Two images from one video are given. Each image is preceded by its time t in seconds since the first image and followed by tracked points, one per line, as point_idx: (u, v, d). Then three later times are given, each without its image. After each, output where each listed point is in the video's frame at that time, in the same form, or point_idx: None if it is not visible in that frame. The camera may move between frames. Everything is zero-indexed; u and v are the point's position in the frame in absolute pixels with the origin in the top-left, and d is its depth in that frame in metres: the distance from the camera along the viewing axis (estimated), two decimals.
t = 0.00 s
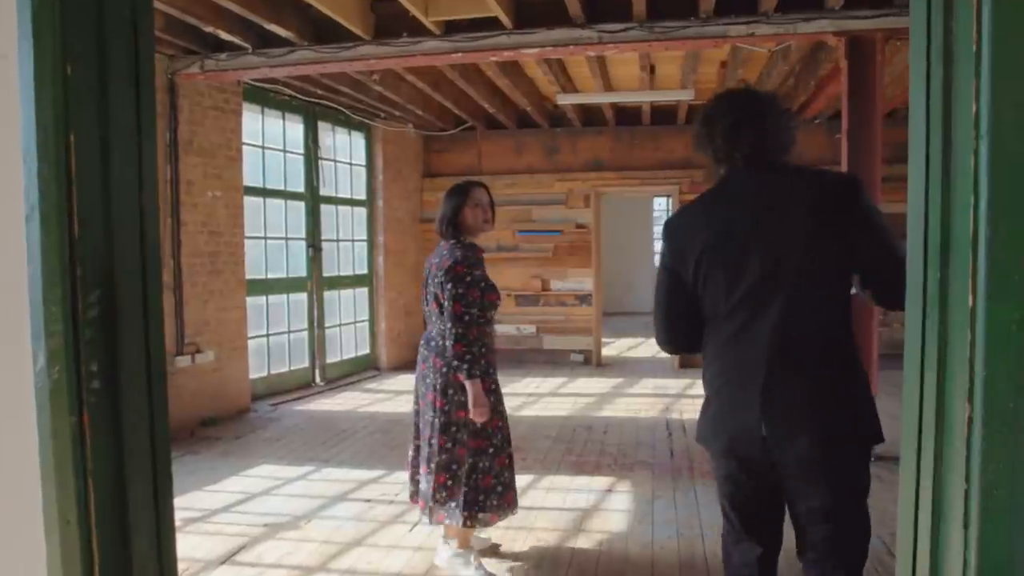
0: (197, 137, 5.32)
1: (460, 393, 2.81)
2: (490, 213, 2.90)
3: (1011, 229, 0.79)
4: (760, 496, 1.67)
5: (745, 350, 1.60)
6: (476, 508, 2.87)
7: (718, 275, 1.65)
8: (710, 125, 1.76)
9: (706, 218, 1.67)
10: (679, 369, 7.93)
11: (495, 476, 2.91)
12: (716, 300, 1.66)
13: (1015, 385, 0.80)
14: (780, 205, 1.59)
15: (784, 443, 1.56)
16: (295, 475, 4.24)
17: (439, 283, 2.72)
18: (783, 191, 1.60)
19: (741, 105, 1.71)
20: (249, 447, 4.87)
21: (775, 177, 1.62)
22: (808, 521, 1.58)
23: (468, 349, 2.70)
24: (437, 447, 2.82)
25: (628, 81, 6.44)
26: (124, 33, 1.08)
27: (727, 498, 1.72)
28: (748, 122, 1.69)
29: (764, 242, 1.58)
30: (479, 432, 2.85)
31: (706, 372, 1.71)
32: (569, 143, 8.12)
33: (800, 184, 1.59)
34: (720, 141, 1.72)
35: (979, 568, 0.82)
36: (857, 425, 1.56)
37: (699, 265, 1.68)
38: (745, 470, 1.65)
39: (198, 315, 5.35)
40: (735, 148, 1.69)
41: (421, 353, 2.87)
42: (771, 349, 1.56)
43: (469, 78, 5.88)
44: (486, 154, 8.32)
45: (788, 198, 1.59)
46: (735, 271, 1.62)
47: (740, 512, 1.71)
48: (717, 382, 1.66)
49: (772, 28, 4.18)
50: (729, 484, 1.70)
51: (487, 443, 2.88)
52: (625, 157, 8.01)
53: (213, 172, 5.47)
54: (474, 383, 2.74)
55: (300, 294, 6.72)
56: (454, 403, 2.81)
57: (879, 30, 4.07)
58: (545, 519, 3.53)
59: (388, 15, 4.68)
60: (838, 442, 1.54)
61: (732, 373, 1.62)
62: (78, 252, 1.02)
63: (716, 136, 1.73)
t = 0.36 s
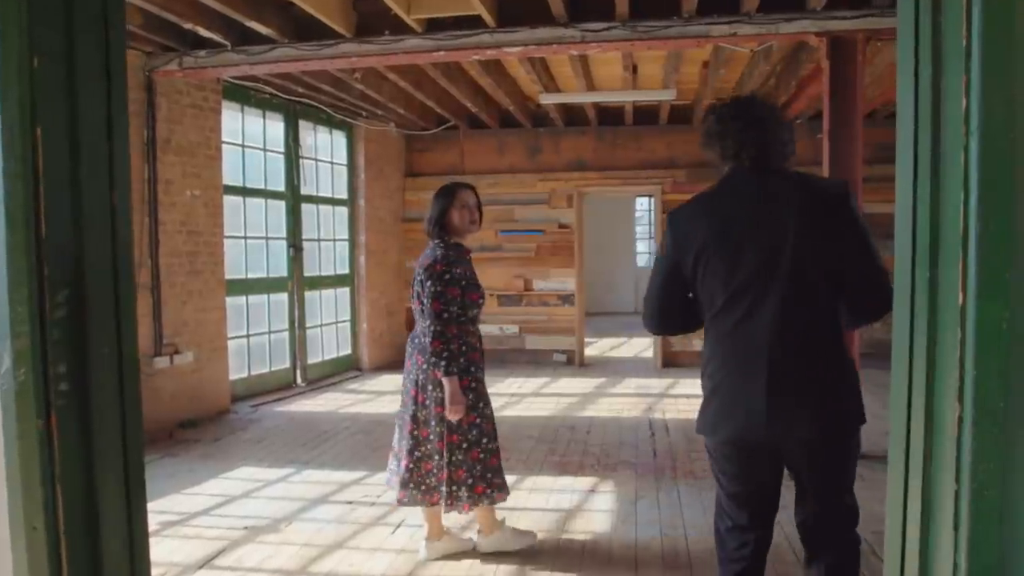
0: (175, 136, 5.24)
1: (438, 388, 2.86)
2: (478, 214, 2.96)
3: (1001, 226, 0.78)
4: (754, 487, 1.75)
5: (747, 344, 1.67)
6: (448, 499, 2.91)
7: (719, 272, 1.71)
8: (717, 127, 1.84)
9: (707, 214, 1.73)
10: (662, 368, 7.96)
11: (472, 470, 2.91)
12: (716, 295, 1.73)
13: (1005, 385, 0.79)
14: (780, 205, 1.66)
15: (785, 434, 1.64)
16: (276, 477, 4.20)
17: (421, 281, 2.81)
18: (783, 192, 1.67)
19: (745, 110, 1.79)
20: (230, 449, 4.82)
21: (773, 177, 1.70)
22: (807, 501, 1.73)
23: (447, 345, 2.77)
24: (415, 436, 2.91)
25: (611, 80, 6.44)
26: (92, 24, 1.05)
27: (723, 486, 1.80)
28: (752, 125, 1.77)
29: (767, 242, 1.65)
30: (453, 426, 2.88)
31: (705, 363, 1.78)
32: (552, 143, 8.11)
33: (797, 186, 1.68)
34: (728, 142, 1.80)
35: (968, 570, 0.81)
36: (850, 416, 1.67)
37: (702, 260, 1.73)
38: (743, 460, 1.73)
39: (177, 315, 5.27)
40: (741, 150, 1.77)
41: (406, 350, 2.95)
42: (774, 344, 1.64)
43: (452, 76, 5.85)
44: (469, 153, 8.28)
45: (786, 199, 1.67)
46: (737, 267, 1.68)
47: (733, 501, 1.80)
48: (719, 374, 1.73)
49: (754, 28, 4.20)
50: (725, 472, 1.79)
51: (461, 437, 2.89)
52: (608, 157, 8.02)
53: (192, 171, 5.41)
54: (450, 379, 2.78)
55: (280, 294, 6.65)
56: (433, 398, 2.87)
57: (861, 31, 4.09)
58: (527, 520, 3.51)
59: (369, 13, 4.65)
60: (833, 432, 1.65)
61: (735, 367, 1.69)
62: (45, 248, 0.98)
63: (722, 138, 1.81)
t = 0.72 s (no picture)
0: (156, 133, 5.16)
1: (445, 391, 2.82)
2: (478, 217, 2.93)
3: (1002, 222, 0.76)
4: (778, 476, 1.96)
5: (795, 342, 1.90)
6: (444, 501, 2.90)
7: (771, 276, 1.92)
8: (766, 132, 1.97)
9: (760, 221, 1.93)
10: (647, 368, 7.96)
11: (468, 472, 2.89)
12: (765, 297, 1.94)
13: (1005, 387, 0.77)
14: (826, 219, 1.90)
15: (823, 424, 1.88)
16: (257, 479, 4.14)
17: (431, 284, 2.75)
18: (828, 207, 1.91)
19: (797, 118, 1.94)
20: (211, 451, 4.75)
21: (818, 191, 1.93)
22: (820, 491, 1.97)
23: (458, 349, 2.74)
24: (412, 438, 2.88)
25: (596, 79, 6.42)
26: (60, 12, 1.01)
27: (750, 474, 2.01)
28: (802, 137, 1.94)
29: (816, 251, 1.88)
30: (453, 429, 2.85)
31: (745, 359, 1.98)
32: (537, 142, 8.08)
33: (840, 206, 1.90)
34: (780, 152, 1.94)
35: None
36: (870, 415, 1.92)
37: (754, 264, 1.94)
38: (776, 449, 1.94)
39: (157, 315, 5.20)
40: (793, 163, 1.93)
41: (408, 351, 2.89)
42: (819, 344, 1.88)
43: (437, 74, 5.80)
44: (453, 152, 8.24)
45: (832, 214, 1.90)
46: (788, 273, 1.90)
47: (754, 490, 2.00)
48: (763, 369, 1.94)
49: (740, 27, 4.20)
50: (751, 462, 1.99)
51: (460, 440, 2.87)
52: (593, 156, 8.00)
53: (173, 169, 5.33)
54: (460, 384, 2.75)
55: (263, 294, 6.58)
56: (438, 400, 2.83)
57: (845, 31, 4.10)
58: (513, 522, 3.48)
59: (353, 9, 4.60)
60: (859, 427, 1.90)
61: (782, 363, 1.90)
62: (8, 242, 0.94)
63: (773, 145, 1.95)
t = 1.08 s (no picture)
0: (138, 133, 5.09)
1: (464, 390, 2.89)
2: (484, 209, 3.01)
3: (1015, 223, 0.72)
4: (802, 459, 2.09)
5: (824, 335, 2.01)
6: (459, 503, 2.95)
7: (806, 268, 2.04)
8: (807, 128, 2.13)
9: (799, 216, 2.05)
10: (634, 370, 7.94)
11: (482, 472, 2.96)
12: (800, 289, 2.06)
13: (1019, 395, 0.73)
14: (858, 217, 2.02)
15: (846, 415, 2.00)
16: (241, 485, 4.08)
17: (450, 285, 2.82)
18: (862, 205, 2.03)
19: (837, 116, 2.10)
20: (194, 455, 4.68)
21: (853, 188, 2.06)
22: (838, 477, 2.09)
23: (480, 348, 2.80)
24: (428, 442, 2.92)
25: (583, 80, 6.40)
26: (25, 5, 0.96)
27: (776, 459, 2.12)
28: (840, 135, 2.08)
29: (848, 248, 2.00)
30: (470, 431, 2.91)
31: (777, 346, 2.10)
32: (524, 143, 8.05)
33: (870, 203, 2.03)
34: (819, 147, 2.10)
35: None
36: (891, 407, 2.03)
37: (790, 256, 2.05)
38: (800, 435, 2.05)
39: (139, 318, 5.12)
40: (830, 158, 2.09)
41: (425, 349, 2.94)
42: (846, 338, 2.00)
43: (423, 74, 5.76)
44: (440, 153, 8.19)
45: (864, 212, 2.02)
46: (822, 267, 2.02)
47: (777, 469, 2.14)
48: (793, 357, 2.05)
49: (728, 28, 4.18)
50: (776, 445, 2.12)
51: (475, 442, 2.92)
52: (581, 157, 7.97)
53: (155, 169, 5.25)
54: (485, 383, 2.82)
55: (247, 296, 6.50)
56: (457, 400, 2.88)
57: (833, 32, 4.09)
58: (501, 527, 3.43)
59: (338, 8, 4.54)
60: (879, 419, 2.01)
61: (812, 353, 2.02)
62: None
63: (812, 141, 2.11)
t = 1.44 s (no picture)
0: (120, 134, 5.02)
1: (463, 395, 2.89)
2: (484, 213, 3.00)
3: None
4: (793, 457, 2.14)
5: (812, 337, 2.07)
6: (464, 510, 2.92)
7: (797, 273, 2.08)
8: (794, 137, 2.15)
9: (788, 222, 2.09)
10: (622, 372, 7.92)
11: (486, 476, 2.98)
12: (790, 293, 2.11)
13: None
14: (848, 223, 2.06)
15: (834, 414, 2.04)
16: (224, 491, 4.01)
17: (439, 290, 2.80)
18: (851, 212, 2.07)
19: (824, 125, 2.12)
20: (177, 461, 4.61)
21: (842, 197, 2.10)
22: (828, 477, 2.11)
23: (470, 352, 2.80)
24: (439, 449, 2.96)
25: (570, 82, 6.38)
26: None
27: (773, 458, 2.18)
28: (827, 145, 2.11)
29: (835, 254, 2.04)
30: (474, 435, 2.93)
31: (770, 348, 2.16)
32: (511, 145, 8.02)
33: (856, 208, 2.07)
34: (805, 155, 2.12)
35: None
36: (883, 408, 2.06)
37: (780, 263, 2.10)
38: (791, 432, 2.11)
39: (121, 322, 5.04)
40: (818, 167, 2.11)
41: (425, 355, 2.96)
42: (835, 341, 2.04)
43: (409, 75, 5.71)
44: (427, 155, 8.15)
45: (854, 219, 2.06)
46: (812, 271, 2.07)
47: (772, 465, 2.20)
48: (782, 358, 2.11)
49: (716, 30, 4.16)
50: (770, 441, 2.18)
51: (477, 446, 2.93)
52: (568, 159, 7.95)
53: (137, 171, 5.18)
54: (480, 385, 2.83)
55: (232, 299, 6.43)
56: (458, 405, 2.88)
57: (820, 34, 4.09)
58: (489, 533, 3.39)
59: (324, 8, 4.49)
60: (868, 419, 2.04)
61: (800, 355, 2.08)
62: None
63: (798, 149, 2.14)
